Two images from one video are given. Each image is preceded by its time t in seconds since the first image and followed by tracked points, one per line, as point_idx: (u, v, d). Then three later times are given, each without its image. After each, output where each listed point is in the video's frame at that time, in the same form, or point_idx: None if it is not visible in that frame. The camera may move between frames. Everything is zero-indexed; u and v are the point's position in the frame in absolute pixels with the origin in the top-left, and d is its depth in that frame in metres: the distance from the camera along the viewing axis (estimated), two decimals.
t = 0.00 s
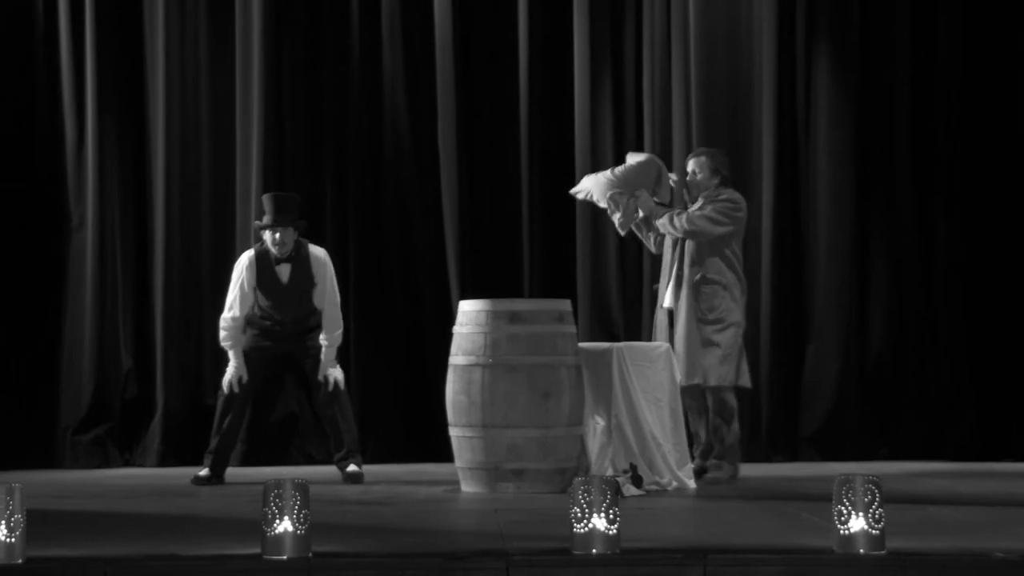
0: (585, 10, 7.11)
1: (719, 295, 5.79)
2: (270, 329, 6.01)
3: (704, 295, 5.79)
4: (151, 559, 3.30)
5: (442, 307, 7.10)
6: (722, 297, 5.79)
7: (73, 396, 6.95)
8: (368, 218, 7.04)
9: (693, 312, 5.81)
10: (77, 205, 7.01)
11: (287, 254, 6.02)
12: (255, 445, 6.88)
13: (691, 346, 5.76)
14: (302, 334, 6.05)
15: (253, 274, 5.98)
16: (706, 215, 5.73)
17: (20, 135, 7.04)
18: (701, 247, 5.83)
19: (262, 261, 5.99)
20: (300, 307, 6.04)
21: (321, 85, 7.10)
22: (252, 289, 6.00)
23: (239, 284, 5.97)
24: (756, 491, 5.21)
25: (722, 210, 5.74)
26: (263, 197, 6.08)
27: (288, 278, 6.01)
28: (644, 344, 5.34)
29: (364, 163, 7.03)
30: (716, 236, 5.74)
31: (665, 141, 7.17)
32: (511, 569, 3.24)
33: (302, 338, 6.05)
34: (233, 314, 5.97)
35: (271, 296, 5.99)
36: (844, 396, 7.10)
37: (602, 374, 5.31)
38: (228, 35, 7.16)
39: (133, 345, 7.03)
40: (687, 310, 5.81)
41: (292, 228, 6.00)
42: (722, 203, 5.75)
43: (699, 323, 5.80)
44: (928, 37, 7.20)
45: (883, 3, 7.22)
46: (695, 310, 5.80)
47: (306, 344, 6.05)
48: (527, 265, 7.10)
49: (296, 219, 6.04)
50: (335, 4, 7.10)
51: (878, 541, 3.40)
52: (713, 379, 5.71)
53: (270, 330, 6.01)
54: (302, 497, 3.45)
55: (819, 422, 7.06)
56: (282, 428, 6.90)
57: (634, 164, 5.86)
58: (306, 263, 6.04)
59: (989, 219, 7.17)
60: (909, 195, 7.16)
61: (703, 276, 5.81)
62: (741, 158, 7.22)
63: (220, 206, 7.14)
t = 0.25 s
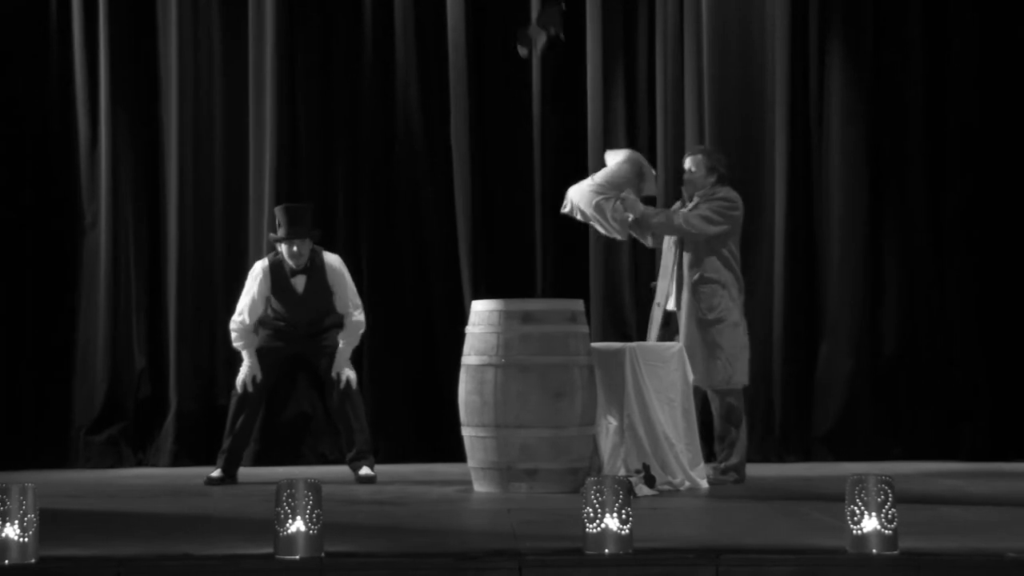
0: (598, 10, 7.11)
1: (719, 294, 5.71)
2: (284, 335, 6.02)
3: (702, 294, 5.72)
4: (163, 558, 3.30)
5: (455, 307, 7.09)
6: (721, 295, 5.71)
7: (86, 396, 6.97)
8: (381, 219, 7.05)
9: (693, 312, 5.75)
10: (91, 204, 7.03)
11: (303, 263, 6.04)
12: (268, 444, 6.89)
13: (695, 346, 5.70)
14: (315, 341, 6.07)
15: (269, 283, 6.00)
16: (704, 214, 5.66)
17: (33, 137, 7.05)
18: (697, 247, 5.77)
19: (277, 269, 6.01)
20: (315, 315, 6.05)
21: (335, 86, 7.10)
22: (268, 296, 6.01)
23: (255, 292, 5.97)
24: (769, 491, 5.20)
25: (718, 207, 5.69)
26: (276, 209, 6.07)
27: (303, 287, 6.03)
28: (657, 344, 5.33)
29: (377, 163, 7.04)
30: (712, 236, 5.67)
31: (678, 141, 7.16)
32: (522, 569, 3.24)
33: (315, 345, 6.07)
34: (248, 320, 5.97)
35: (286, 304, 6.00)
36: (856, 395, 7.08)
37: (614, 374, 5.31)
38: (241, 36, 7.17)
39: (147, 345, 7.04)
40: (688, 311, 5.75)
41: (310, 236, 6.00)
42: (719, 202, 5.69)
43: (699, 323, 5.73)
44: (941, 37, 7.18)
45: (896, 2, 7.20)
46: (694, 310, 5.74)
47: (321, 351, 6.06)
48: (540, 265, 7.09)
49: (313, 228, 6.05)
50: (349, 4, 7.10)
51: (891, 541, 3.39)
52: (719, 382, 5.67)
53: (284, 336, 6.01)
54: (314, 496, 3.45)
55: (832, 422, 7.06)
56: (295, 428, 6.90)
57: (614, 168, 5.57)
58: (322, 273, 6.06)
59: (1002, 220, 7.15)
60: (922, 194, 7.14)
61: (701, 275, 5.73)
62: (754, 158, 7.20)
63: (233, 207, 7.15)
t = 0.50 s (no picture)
0: (599, 10, 7.11)
1: (715, 308, 5.75)
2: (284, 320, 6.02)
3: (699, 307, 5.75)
4: (164, 558, 3.30)
5: (456, 307, 7.10)
6: (717, 305, 5.76)
7: (87, 396, 6.97)
8: (381, 218, 7.05)
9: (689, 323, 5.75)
10: (92, 205, 7.03)
11: (303, 251, 6.05)
12: (270, 446, 6.89)
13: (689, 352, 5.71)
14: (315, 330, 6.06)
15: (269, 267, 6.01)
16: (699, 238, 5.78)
17: (34, 136, 7.04)
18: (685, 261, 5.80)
19: (277, 255, 6.02)
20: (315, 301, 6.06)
21: (336, 86, 7.10)
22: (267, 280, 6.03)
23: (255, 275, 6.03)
24: (771, 491, 5.20)
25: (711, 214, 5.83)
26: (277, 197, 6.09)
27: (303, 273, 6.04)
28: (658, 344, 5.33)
29: (378, 163, 7.04)
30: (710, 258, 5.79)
31: (678, 141, 7.16)
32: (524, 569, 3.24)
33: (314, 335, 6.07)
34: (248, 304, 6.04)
35: (285, 289, 6.01)
36: (857, 394, 7.09)
37: (615, 374, 5.32)
38: (241, 35, 7.16)
39: (147, 346, 7.04)
40: (682, 321, 5.75)
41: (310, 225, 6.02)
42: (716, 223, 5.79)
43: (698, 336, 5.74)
44: (942, 37, 7.18)
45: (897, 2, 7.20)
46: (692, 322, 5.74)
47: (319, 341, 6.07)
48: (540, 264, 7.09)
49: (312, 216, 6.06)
50: (350, 4, 7.10)
51: (892, 541, 3.39)
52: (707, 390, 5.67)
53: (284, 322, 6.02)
54: (316, 496, 3.45)
55: (833, 422, 7.06)
56: (297, 428, 6.91)
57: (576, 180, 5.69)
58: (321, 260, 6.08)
59: (1003, 220, 7.15)
60: (922, 195, 7.14)
61: (699, 288, 5.76)
62: (755, 158, 7.20)
63: (234, 207, 7.15)
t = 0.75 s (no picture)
0: (598, 10, 7.11)
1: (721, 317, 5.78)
2: (279, 318, 6.03)
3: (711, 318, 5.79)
4: (164, 558, 3.29)
5: (456, 307, 7.10)
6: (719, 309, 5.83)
7: (87, 396, 6.97)
8: (381, 218, 7.05)
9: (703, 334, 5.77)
10: (91, 205, 7.03)
11: (294, 248, 6.07)
12: (270, 445, 6.90)
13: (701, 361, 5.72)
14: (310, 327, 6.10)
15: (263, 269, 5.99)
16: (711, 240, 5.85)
17: (34, 136, 7.04)
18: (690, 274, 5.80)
19: (271, 256, 5.99)
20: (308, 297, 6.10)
21: (336, 86, 7.10)
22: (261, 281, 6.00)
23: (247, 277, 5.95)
24: (771, 491, 5.19)
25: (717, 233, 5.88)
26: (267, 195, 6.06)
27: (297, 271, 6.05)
28: (658, 345, 5.32)
29: (378, 163, 7.05)
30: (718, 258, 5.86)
31: (678, 141, 7.16)
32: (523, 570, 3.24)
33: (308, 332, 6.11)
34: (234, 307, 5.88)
35: (280, 289, 6.01)
36: (857, 394, 7.09)
37: (615, 374, 5.32)
38: (240, 36, 7.16)
39: (147, 346, 7.04)
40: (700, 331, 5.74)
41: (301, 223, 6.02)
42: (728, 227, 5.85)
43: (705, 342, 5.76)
44: (942, 37, 7.19)
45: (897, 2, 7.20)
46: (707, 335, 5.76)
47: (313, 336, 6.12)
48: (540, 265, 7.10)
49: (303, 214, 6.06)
50: (350, 4, 7.10)
51: (891, 541, 3.39)
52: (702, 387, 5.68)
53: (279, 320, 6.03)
54: (315, 496, 3.45)
55: (833, 421, 7.06)
56: (297, 428, 6.91)
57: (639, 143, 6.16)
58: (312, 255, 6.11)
59: (1003, 220, 7.15)
60: (922, 194, 7.14)
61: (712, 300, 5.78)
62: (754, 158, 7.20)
63: (234, 207, 7.15)
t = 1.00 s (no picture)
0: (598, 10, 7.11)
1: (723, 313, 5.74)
2: (280, 321, 6.05)
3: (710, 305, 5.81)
4: (163, 558, 3.29)
5: (456, 307, 7.10)
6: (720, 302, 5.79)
7: (87, 396, 6.97)
8: (380, 218, 7.05)
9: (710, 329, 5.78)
10: (92, 205, 7.03)
11: (299, 253, 6.08)
12: (270, 446, 6.90)
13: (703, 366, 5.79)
14: (310, 332, 6.10)
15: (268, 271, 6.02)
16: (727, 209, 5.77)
17: (34, 136, 7.04)
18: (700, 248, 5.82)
19: (275, 260, 6.01)
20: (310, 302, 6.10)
21: (336, 86, 7.10)
22: (265, 284, 6.02)
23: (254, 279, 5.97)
24: (771, 491, 5.19)
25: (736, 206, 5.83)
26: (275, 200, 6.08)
27: (300, 276, 6.06)
28: (657, 345, 5.34)
29: (378, 163, 7.05)
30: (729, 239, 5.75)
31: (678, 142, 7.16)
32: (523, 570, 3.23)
33: (309, 338, 6.11)
34: (244, 312, 5.95)
35: (281, 292, 6.03)
36: (857, 394, 7.09)
37: (615, 374, 5.31)
38: (240, 36, 7.16)
39: (147, 345, 7.04)
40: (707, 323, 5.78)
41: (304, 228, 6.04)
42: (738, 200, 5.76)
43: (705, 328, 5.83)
44: (942, 38, 7.19)
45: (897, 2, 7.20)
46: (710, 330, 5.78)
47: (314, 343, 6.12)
48: (540, 265, 7.10)
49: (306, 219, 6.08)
50: (350, 5, 7.11)
51: (891, 541, 3.39)
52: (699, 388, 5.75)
53: (280, 323, 6.05)
54: (314, 496, 3.45)
55: (833, 421, 7.06)
56: (297, 428, 6.91)
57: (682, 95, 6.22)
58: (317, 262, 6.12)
59: (1003, 220, 7.15)
60: (922, 194, 7.14)
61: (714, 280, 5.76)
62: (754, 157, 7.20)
63: (233, 207, 7.15)
